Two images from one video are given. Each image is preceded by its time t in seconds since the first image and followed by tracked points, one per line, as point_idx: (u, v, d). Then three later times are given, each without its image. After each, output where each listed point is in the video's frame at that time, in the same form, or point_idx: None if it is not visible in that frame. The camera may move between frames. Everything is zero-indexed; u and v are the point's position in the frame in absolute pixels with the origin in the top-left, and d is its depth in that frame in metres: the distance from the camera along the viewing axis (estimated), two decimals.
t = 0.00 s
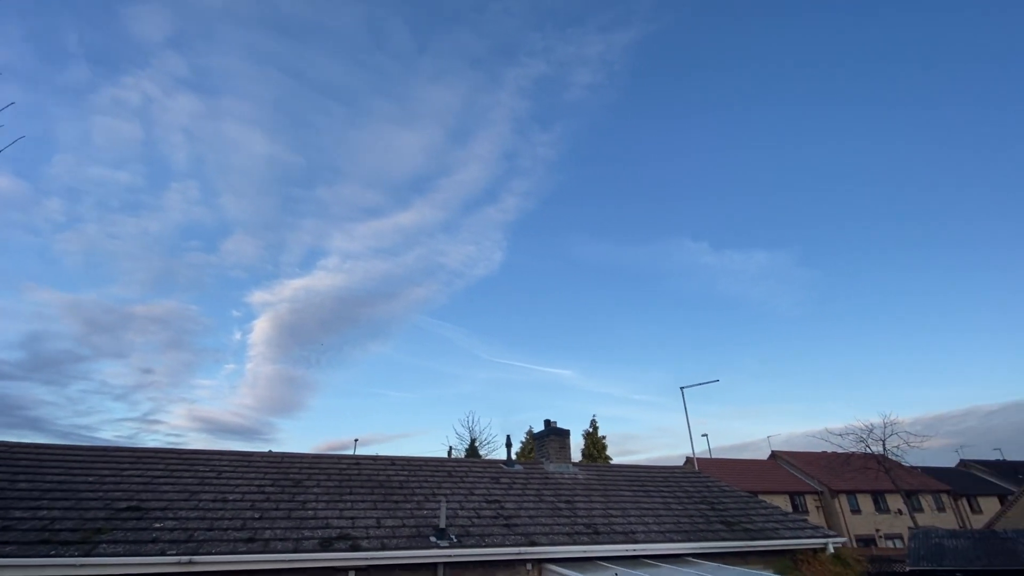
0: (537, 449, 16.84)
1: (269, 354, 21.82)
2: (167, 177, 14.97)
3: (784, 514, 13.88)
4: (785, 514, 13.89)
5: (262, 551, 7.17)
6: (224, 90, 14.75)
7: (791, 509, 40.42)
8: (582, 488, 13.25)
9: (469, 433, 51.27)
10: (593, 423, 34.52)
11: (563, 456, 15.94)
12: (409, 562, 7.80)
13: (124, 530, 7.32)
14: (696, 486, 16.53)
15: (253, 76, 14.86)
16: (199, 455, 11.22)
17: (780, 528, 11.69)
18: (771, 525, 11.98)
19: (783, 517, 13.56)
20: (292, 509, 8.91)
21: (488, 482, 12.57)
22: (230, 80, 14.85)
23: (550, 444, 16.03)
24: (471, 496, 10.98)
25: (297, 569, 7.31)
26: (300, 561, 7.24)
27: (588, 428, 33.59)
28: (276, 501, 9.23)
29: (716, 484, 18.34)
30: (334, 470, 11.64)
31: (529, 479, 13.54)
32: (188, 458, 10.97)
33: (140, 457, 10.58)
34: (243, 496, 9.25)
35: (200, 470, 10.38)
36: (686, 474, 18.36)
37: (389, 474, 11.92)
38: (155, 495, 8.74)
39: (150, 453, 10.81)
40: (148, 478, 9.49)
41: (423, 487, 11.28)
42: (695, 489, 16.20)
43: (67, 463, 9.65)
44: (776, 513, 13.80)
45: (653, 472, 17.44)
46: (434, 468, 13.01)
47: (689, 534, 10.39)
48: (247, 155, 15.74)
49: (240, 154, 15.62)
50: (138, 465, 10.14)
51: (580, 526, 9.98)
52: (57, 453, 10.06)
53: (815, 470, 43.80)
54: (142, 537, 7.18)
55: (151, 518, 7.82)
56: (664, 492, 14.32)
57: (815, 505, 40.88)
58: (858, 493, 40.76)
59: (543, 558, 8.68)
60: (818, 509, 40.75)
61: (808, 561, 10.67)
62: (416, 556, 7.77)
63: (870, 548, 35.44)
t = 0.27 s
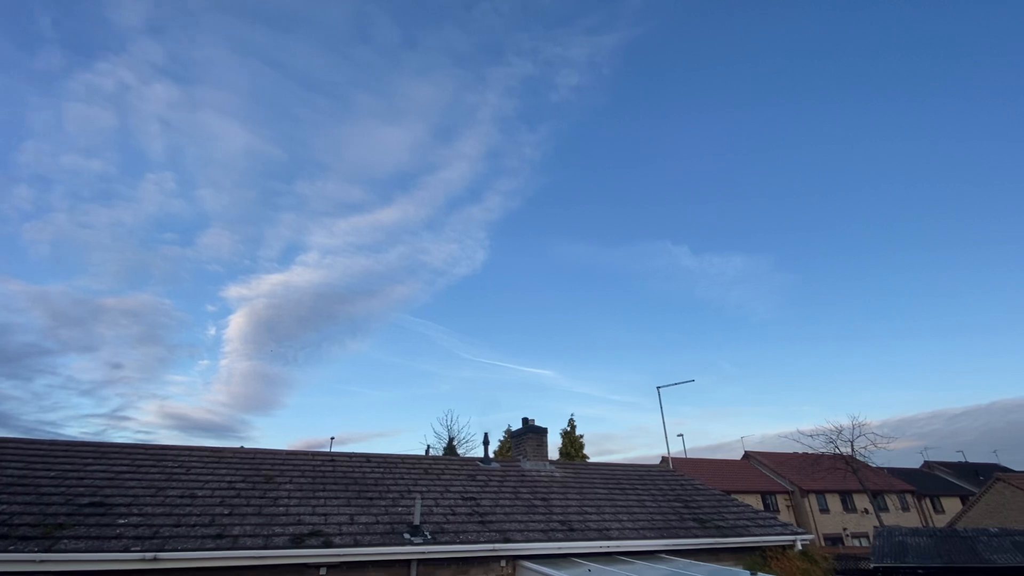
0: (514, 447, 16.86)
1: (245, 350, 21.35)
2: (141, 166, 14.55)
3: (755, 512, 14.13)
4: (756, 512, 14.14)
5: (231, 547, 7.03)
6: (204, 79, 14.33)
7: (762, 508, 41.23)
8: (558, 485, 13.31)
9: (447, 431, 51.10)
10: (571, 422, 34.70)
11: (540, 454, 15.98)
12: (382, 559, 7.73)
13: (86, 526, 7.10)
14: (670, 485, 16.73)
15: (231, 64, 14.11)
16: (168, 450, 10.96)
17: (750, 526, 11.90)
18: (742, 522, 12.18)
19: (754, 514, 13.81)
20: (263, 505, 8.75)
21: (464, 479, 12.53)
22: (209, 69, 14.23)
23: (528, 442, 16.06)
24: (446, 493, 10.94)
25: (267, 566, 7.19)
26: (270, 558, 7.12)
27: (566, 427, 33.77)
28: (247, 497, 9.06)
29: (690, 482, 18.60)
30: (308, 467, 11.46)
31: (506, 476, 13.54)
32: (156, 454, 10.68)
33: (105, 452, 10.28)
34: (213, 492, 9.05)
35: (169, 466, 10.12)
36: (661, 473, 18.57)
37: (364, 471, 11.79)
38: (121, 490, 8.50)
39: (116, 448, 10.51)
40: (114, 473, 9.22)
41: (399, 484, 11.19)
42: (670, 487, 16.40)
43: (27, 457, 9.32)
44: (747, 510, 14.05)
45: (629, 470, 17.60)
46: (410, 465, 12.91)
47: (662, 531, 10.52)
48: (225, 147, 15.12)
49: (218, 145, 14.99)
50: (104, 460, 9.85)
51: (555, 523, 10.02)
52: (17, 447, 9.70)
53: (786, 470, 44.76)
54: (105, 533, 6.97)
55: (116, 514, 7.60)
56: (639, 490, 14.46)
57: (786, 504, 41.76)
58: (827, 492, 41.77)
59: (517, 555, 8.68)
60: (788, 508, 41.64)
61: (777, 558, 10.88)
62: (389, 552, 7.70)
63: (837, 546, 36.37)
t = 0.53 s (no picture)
0: (491, 446, 16.84)
1: (220, 347, 20.87)
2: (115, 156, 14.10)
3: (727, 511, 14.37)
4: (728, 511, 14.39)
5: (197, 545, 6.87)
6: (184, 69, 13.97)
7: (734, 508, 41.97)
8: (534, 484, 13.33)
9: (425, 430, 50.89)
10: (549, 422, 34.81)
11: (517, 453, 15.99)
12: (354, 556, 7.64)
13: (45, 523, 6.86)
14: (645, 483, 16.92)
15: (215, 56, 13.74)
16: (135, 445, 10.67)
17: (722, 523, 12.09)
18: (714, 520, 12.36)
19: (726, 512, 14.05)
20: (231, 502, 8.57)
21: (439, 477, 12.47)
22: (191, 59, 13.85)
23: (504, 440, 16.06)
24: (421, 491, 10.87)
25: (235, 564, 7.04)
26: (237, 555, 6.98)
27: (544, 427, 33.88)
28: (215, 494, 8.86)
29: (665, 481, 18.82)
30: (280, 464, 11.27)
31: (482, 474, 13.51)
32: (121, 450, 10.38)
33: (68, 447, 9.95)
34: (180, 489, 8.83)
35: (135, 462, 9.84)
36: (637, 472, 18.77)
37: (337, 468, 11.64)
38: (82, 487, 8.23)
39: (80, 444, 10.17)
40: (76, 469, 8.93)
41: (373, 481, 11.08)
42: (644, 485, 16.57)
43: None
44: (719, 508, 14.28)
45: (604, 469, 17.75)
46: (386, 462, 12.79)
47: (635, 528, 10.62)
48: (203, 138, 14.65)
49: (196, 137, 14.56)
50: (66, 456, 9.53)
51: (529, 520, 10.04)
52: None
53: (759, 470, 45.63)
54: (65, 530, 6.75)
55: (77, 511, 7.36)
56: (614, 488, 14.57)
57: (758, 504, 42.57)
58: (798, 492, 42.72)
59: (490, 552, 8.68)
60: (760, 508, 42.43)
61: (747, 555, 11.08)
62: (361, 550, 7.62)
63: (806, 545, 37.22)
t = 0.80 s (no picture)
0: (469, 444, 16.80)
1: (195, 343, 20.52)
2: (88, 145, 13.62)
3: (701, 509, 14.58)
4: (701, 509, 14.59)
5: (163, 544, 6.70)
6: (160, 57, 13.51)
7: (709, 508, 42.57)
8: (511, 482, 13.32)
9: (404, 429, 50.49)
10: (528, 421, 34.86)
11: (495, 451, 15.97)
12: (326, 555, 7.53)
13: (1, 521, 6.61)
14: (621, 482, 17.06)
15: (198, 48, 13.50)
16: (101, 442, 10.38)
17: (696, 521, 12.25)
18: (688, 518, 12.51)
19: (699, 511, 14.25)
20: (200, 500, 8.37)
21: (416, 475, 12.38)
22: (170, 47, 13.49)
23: (483, 439, 16.03)
24: (397, 489, 10.77)
25: (202, 563, 6.89)
26: (205, 554, 6.82)
27: (523, 426, 33.92)
28: (184, 492, 8.65)
29: (641, 480, 19.02)
30: (252, 461, 11.06)
31: (459, 473, 13.45)
32: (86, 446, 10.06)
33: (30, 443, 9.61)
34: (147, 486, 8.60)
35: (100, 458, 9.55)
36: (613, 471, 18.92)
37: (312, 466, 11.47)
38: (43, 484, 7.95)
39: (42, 440, 9.83)
40: (37, 466, 8.62)
41: (347, 479, 10.94)
42: (621, 484, 16.72)
43: None
44: (693, 507, 14.47)
45: (581, 468, 17.87)
46: (362, 460, 12.66)
47: (610, 526, 10.69)
48: (183, 129, 14.40)
49: (176, 128, 14.31)
50: (26, 452, 9.19)
51: (505, 519, 10.03)
52: None
53: (733, 471, 46.36)
54: (22, 528, 6.51)
55: (36, 509, 7.11)
56: (590, 487, 14.65)
57: (732, 503, 43.24)
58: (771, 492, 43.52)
59: (465, 551, 8.64)
60: (734, 507, 43.10)
61: (719, 553, 11.22)
62: (333, 548, 7.51)
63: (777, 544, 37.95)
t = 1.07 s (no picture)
0: (450, 443, 16.74)
1: (173, 340, 19.95)
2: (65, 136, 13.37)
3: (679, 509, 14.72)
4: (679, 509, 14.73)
5: (131, 541, 6.54)
6: (143, 46, 13.24)
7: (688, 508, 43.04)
8: (491, 481, 13.30)
9: (386, 428, 50.14)
10: (511, 420, 34.88)
11: (476, 451, 15.93)
12: (300, 553, 7.44)
13: None
14: (601, 482, 17.16)
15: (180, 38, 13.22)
16: (70, 438, 10.09)
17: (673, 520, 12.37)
18: (665, 517, 12.62)
19: (677, 510, 14.39)
20: (172, 498, 8.20)
21: (395, 474, 12.28)
22: (153, 36, 13.30)
23: (463, 438, 15.98)
24: (375, 488, 10.68)
25: (172, 561, 6.75)
26: (176, 552, 6.69)
27: (505, 426, 33.91)
28: (155, 489, 8.47)
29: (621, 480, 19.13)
30: (227, 459, 10.86)
31: (439, 472, 13.38)
32: (55, 442, 9.78)
33: None
34: (117, 484, 8.39)
35: (68, 455, 9.29)
36: (594, 471, 19.01)
37: (289, 464, 11.31)
38: (7, 481, 7.71)
39: (7, 436, 9.52)
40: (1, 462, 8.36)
41: (325, 478, 10.82)
42: (601, 484, 16.80)
43: None
44: (671, 506, 14.62)
45: (562, 467, 17.92)
46: (340, 459, 12.53)
47: (588, 525, 10.75)
48: (166, 122, 14.06)
49: (157, 119, 13.99)
50: None
51: (483, 517, 10.01)
52: None
53: (712, 471, 46.94)
54: None
55: None
56: (570, 486, 14.70)
57: (710, 503, 43.78)
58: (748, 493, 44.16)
59: (443, 549, 8.61)
60: (712, 507, 43.65)
61: (695, 552, 11.36)
62: (308, 546, 7.42)
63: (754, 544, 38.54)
